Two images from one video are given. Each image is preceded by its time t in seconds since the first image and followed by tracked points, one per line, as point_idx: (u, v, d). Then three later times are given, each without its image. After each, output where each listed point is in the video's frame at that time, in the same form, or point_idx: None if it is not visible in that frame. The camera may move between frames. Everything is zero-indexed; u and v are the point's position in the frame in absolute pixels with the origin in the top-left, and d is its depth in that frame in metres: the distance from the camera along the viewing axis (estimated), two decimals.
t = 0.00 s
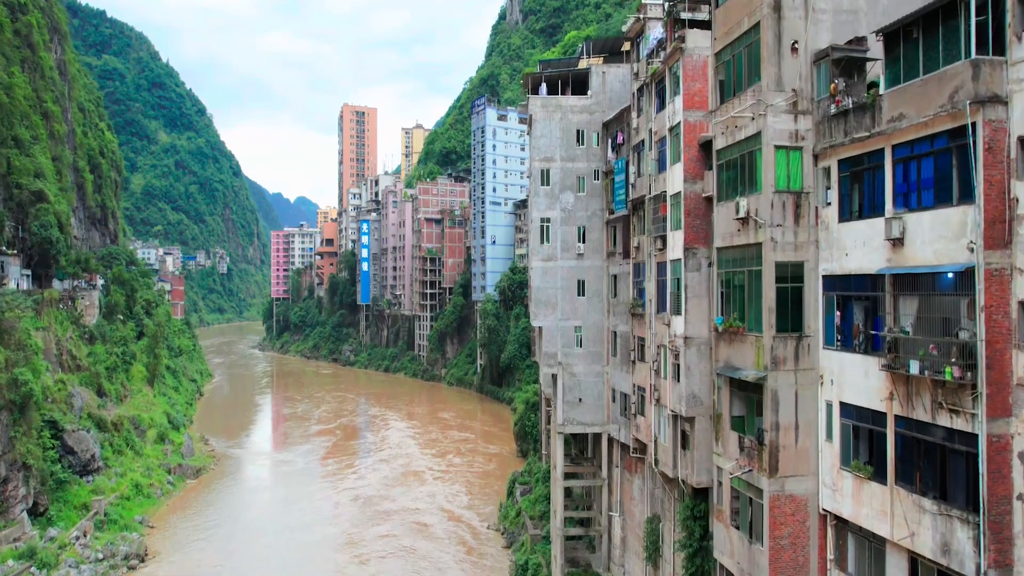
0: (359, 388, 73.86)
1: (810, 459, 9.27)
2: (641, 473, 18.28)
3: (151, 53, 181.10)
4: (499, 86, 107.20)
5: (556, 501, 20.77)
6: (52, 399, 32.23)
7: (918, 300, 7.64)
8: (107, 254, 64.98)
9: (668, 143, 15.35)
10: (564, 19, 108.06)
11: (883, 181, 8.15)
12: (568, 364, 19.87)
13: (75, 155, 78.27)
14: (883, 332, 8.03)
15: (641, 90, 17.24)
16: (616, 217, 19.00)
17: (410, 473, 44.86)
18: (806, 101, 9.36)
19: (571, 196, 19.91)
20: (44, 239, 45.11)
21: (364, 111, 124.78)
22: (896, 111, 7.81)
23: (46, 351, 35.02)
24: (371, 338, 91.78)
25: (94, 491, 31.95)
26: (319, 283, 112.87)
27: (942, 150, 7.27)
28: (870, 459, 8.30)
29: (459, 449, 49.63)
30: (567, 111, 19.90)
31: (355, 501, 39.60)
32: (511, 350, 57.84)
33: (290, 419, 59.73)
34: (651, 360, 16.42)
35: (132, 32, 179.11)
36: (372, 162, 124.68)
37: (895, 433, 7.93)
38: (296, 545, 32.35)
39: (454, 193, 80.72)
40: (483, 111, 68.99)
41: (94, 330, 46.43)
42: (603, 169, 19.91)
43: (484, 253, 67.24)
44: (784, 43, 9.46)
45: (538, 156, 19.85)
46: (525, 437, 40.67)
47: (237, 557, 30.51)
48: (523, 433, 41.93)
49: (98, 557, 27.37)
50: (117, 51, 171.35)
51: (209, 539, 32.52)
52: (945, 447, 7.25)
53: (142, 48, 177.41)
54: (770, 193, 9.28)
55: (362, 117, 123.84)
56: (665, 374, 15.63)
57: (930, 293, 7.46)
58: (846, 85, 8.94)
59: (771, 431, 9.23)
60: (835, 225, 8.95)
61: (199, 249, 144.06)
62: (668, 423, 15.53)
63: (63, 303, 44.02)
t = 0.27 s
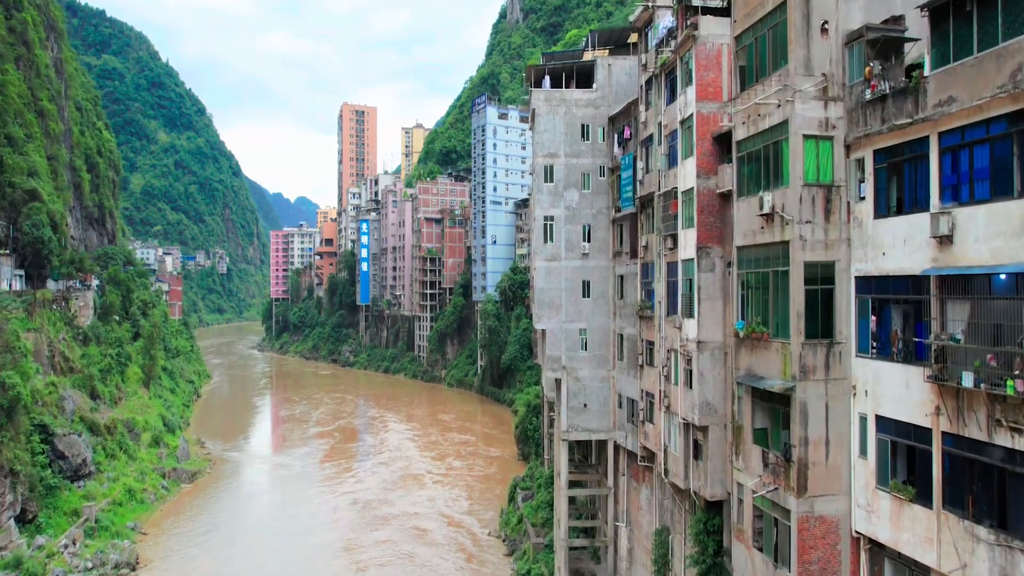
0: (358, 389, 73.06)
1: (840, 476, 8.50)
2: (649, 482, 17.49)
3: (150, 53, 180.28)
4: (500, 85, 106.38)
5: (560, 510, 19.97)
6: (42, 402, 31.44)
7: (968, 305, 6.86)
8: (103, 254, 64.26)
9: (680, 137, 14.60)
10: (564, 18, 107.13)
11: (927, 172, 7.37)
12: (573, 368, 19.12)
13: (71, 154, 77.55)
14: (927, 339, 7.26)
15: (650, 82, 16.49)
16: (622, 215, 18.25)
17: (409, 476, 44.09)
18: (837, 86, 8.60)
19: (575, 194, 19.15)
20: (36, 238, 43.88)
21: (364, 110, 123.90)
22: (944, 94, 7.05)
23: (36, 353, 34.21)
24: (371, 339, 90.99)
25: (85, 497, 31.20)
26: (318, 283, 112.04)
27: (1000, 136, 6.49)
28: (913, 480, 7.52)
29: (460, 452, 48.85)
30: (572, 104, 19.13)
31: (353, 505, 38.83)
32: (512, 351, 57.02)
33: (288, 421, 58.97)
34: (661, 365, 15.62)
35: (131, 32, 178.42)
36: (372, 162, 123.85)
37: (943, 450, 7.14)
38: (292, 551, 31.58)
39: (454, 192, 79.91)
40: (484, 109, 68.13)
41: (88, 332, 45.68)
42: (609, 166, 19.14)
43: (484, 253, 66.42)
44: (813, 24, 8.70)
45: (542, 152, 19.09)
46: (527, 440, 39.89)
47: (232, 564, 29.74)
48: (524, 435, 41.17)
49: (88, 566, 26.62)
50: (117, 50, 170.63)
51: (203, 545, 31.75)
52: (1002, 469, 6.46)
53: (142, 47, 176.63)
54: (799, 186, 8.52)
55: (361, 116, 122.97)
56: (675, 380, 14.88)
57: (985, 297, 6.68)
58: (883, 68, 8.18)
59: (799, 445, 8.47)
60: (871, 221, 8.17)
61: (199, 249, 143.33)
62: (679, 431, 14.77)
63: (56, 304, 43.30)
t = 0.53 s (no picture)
0: (358, 391, 72.32)
1: (879, 497, 7.73)
2: (658, 493, 16.72)
3: (150, 52, 179.40)
4: (500, 84, 105.73)
5: (565, 521, 19.16)
6: (31, 405, 30.63)
7: None
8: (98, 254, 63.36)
9: (692, 129, 13.86)
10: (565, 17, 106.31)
11: (983, 161, 6.57)
12: (578, 373, 18.35)
13: (68, 153, 76.78)
14: (984, 349, 6.48)
15: (660, 73, 15.76)
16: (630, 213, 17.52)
17: (408, 480, 43.31)
18: (875, 68, 7.82)
19: (580, 191, 18.38)
20: (26, 237, 42.63)
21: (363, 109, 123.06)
22: (1005, 72, 6.26)
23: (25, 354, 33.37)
24: (371, 340, 90.24)
25: (75, 503, 30.39)
26: (318, 283, 111.22)
27: None
28: (964, 507, 6.74)
29: (460, 455, 48.11)
30: (576, 98, 18.37)
31: (352, 510, 38.05)
32: (513, 352, 56.28)
33: (286, 423, 58.18)
34: (673, 370, 14.82)
35: (131, 31, 177.62)
36: (372, 161, 123.04)
37: (1003, 475, 6.33)
38: (288, 558, 30.79)
39: (454, 192, 79.19)
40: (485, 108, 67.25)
41: (83, 333, 44.90)
42: (615, 162, 18.39)
43: (485, 253, 65.63)
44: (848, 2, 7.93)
45: (546, 147, 18.32)
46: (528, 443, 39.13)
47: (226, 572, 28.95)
48: (525, 438, 40.41)
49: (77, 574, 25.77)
50: (116, 50, 169.74)
51: (196, 552, 30.97)
52: None
53: (141, 47, 175.77)
54: (833, 179, 7.76)
55: (361, 115, 122.12)
56: (687, 386, 14.14)
57: None
58: (928, 46, 7.35)
59: (834, 464, 7.70)
60: (916, 218, 7.37)
61: (198, 249, 142.53)
62: (691, 440, 14.02)
63: (49, 305, 42.59)
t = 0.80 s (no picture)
0: (357, 392, 71.52)
1: (926, 523, 7.24)
2: (668, 504, 15.92)
3: (149, 52, 178.60)
4: (500, 83, 105.00)
5: (570, 531, 18.35)
6: (20, 409, 29.87)
7: None
8: (93, 254, 62.65)
9: (706, 121, 13.07)
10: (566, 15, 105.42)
11: None
12: (583, 378, 17.59)
13: (64, 152, 75.97)
14: None
15: (671, 62, 15.01)
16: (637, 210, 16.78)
17: (407, 483, 42.55)
18: (921, 47, 7.35)
19: (586, 187, 17.61)
20: (17, 237, 41.73)
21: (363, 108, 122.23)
22: None
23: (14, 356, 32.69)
24: (370, 340, 89.45)
25: (65, 509, 29.63)
26: (317, 284, 110.35)
27: None
28: None
29: (460, 458, 47.37)
30: (581, 90, 17.59)
31: (350, 514, 37.32)
32: (513, 354, 55.50)
33: (284, 426, 57.41)
34: (685, 375, 14.06)
35: (130, 31, 176.84)
36: (371, 161, 122.23)
37: None
38: (285, 565, 30.03)
39: (454, 191, 78.40)
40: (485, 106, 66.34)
41: (76, 334, 44.15)
42: (622, 157, 17.62)
43: (486, 253, 64.87)
44: None
45: (549, 142, 17.56)
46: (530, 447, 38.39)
47: None
48: (527, 441, 39.67)
49: None
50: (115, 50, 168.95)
51: (190, 559, 30.21)
52: None
53: (140, 46, 174.97)
54: (877, 169, 7.26)
55: (361, 114, 121.28)
56: (700, 393, 13.38)
57: None
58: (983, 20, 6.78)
59: (876, 487, 7.22)
60: (970, 211, 6.85)
61: (197, 249, 141.73)
62: (705, 451, 13.25)
63: (42, 306, 41.93)
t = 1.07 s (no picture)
0: (357, 393, 70.73)
1: (986, 557, 6.74)
2: (678, 515, 15.14)
3: (149, 52, 177.78)
4: (501, 82, 104.28)
5: (575, 542, 17.56)
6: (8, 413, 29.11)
7: None
8: (89, 254, 61.68)
9: (721, 111, 12.32)
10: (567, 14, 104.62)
11: None
12: (589, 383, 16.81)
13: (60, 151, 75.16)
14: None
15: (683, 51, 14.24)
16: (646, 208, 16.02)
17: (407, 487, 41.79)
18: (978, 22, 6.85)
19: (592, 184, 16.84)
20: (8, 237, 40.18)
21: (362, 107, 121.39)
22: None
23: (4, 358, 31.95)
24: (370, 341, 88.66)
25: (55, 516, 28.89)
26: (316, 284, 109.46)
27: None
28: None
29: (461, 460, 46.62)
30: (588, 82, 16.81)
31: (349, 519, 36.59)
32: (514, 355, 54.71)
33: (282, 428, 56.65)
34: (697, 382, 13.32)
35: (130, 30, 176.01)
36: (371, 160, 121.40)
37: None
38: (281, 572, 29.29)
39: (455, 191, 77.63)
40: (486, 104, 65.42)
41: (70, 335, 43.40)
42: (630, 152, 16.84)
43: (486, 253, 64.11)
44: None
45: (553, 136, 16.80)
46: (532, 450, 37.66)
47: None
48: (528, 445, 38.90)
49: None
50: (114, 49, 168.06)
51: (184, 566, 29.47)
52: None
53: (140, 47, 174.05)
54: (934, 159, 6.79)
55: (360, 114, 120.45)
56: (716, 400, 12.62)
57: None
58: None
59: (931, 514, 6.75)
60: None
61: (197, 249, 140.97)
62: (720, 462, 12.50)
63: (34, 306, 41.22)
